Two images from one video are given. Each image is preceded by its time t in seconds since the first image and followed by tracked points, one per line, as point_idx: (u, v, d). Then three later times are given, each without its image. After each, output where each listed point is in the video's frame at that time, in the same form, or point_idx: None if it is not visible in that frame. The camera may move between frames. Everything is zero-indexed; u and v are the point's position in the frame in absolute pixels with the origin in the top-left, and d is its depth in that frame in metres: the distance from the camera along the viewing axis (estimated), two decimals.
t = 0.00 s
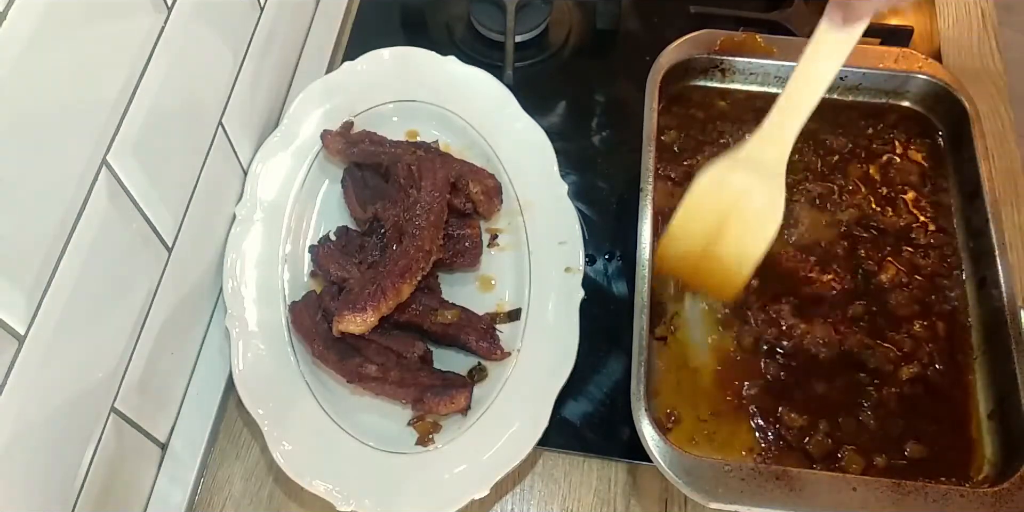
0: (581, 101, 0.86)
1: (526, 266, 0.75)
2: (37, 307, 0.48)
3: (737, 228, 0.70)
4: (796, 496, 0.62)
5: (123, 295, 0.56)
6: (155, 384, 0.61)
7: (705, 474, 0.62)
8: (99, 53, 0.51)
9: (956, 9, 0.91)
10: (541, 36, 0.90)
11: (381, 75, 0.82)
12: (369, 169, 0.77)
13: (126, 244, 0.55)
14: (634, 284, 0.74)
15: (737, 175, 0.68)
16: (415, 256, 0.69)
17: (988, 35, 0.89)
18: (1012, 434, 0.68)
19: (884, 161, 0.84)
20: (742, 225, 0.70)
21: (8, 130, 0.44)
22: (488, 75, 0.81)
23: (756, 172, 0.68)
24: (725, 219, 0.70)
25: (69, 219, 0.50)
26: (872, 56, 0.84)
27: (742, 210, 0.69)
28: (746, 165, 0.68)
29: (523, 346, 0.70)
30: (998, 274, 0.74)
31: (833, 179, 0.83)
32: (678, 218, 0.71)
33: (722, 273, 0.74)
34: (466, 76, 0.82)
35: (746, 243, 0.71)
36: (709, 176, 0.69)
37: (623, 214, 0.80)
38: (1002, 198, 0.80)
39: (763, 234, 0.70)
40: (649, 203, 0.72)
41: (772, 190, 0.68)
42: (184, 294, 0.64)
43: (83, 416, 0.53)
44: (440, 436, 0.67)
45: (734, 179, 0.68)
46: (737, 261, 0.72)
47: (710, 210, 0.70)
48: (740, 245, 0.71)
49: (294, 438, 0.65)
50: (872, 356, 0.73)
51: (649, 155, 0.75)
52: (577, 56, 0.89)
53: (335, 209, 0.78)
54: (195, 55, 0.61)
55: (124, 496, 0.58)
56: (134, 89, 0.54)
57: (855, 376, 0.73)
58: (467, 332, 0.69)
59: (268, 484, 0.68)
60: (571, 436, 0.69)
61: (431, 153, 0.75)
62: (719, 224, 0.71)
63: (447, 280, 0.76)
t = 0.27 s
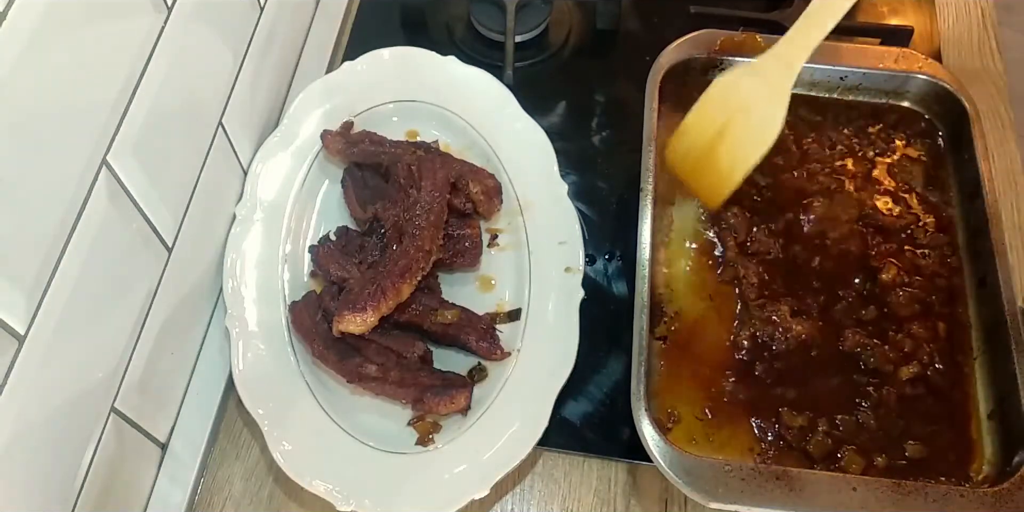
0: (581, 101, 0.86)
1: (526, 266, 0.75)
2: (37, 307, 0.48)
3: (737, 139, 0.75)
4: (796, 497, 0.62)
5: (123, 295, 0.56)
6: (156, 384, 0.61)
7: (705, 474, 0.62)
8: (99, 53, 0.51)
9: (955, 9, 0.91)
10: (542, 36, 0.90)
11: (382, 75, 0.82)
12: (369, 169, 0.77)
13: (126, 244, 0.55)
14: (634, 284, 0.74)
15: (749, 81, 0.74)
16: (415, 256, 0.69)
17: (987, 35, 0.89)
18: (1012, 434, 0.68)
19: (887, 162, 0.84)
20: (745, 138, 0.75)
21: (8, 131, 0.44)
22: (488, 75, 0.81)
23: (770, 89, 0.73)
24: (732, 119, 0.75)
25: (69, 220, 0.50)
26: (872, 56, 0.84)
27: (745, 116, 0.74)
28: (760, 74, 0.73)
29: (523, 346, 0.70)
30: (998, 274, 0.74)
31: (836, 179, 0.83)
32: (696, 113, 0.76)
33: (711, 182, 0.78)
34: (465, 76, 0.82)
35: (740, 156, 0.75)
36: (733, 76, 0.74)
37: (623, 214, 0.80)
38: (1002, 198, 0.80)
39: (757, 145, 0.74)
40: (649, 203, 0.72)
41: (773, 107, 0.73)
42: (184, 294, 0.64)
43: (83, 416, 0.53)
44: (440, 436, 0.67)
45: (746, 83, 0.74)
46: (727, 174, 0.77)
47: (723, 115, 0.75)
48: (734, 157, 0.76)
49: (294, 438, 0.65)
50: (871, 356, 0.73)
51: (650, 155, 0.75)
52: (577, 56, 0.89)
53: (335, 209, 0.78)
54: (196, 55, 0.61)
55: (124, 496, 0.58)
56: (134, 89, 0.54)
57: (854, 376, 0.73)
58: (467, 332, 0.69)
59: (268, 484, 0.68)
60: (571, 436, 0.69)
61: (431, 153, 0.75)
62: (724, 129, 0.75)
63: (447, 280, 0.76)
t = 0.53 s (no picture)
0: (581, 101, 0.86)
1: (526, 266, 0.75)
2: (37, 306, 0.48)
3: (735, 151, 0.75)
4: (796, 496, 0.62)
5: (123, 295, 0.56)
6: (156, 384, 0.61)
7: (705, 474, 0.63)
8: (98, 53, 0.51)
9: (955, 10, 0.91)
10: (542, 36, 0.90)
11: (382, 75, 0.82)
12: (369, 169, 0.77)
13: (126, 245, 0.55)
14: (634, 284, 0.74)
15: (746, 92, 0.73)
16: (415, 256, 0.69)
17: (987, 35, 0.89)
18: (1011, 434, 0.68)
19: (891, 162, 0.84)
20: (743, 148, 0.74)
21: (8, 130, 0.44)
22: (487, 75, 0.82)
23: (769, 97, 0.72)
24: (731, 132, 0.74)
25: (69, 220, 0.50)
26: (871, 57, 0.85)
27: (744, 131, 0.74)
28: (760, 83, 0.72)
29: (523, 346, 0.70)
30: (998, 274, 0.74)
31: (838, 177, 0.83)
32: (694, 121, 0.76)
33: (709, 195, 0.78)
34: (465, 76, 0.82)
35: (740, 172, 0.75)
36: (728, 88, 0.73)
37: (623, 214, 0.80)
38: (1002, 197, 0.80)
39: (757, 160, 0.74)
40: (649, 203, 0.72)
41: (773, 116, 0.72)
42: (184, 293, 0.64)
43: (83, 416, 0.53)
44: (440, 436, 0.67)
45: (743, 96, 0.73)
46: (726, 187, 0.76)
47: (721, 125, 0.75)
48: (733, 168, 0.75)
49: (294, 438, 0.65)
50: (872, 356, 0.73)
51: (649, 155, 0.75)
52: (577, 56, 0.89)
53: (335, 209, 0.78)
54: (196, 55, 0.61)
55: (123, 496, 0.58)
56: (134, 88, 0.54)
57: (854, 377, 0.73)
58: (467, 332, 0.69)
59: (268, 484, 0.68)
60: (571, 436, 0.68)
61: (431, 153, 0.75)
62: (723, 142, 0.75)
63: (447, 280, 0.76)
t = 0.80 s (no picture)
0: (581, 97, 0.86)
1: (527, 263, 0.74)
2: (37, 303, 0.47)
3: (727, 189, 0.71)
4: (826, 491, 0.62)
5: (123, 293, 0.55)
6: (156, 382, 0.61)
7: (732, 471, 0.62)
8: (98, 49, 0.50)
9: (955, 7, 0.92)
10: (542, 31, 0.90)
11: (382, 71, 0.81)
12: (369, 165, 0.77)
13: (126, 242, 0.55)
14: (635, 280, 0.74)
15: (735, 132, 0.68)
16: (415, 253, 0.69)
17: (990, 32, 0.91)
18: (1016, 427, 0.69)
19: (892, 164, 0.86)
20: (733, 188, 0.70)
21: (7, 127, 0.44)
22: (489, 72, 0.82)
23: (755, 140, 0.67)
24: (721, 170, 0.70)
25: (69, 217, 0.50)
26: (877, 48, 0.87)
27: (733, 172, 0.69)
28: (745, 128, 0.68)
29: (524, 343, 0.70)
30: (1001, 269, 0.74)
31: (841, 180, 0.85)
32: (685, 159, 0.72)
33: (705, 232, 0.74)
34: (465, 73, 0.81)
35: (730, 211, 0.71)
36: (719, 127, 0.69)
37: (623, 210, 0.80)
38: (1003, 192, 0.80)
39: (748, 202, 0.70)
40: (665, 200, 0.73)
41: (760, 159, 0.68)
42: (184, 291, 0.64)
43: (83, 415, 0.53)
44: (440, 433, 0.66)
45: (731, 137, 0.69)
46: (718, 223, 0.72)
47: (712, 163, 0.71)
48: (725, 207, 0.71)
49: (294, 435, 0.65)
50: (868, 354, 0.74)
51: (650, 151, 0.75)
52: (578, 52, 0.89)
53: (334, 206, 0.78)
54: (195, 51, 0.61)
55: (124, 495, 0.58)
56: (134, 85, 0.54)
57: (859, 374, 0.73)
58: (468, 329, 0.69)
59: (268, 482, 0.68)
60: (572, 433, 0.68)
61: (431, 149, 0.74)
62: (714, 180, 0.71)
63: (448, 276, 0.76)
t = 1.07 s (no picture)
0: (581, 97, 0.86)
1: (527, 263, 0.74)
2: (37, 303, 0.47)
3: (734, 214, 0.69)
4: (825, 490, 0.62)
5: (123, 293, 0.55)
6: (156, 383, 0.61)
7: (731, 470, 0.62)
8: (97, 49, 0.50)
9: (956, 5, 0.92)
10: (542, 31, 0.90)
11: (382, 71, 0.81)
12: (370, 166, 0.77)
13: (126, 243, 0.55)
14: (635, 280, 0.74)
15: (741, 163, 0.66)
16: (415, 253, 0.69)
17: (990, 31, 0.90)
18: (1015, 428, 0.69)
19: (892, 163, 0.86)
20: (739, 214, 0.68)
21: (7, 127, 0.44)
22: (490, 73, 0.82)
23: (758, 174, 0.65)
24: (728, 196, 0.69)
25: (69, 217, 0.50)
26: (880, 48, 0.86)
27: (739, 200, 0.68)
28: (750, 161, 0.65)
29: (524, 343, 0.70)
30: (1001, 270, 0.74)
31: (838, 181, 0.85)
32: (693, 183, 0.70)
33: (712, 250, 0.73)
34: (465, 73, 0.81)
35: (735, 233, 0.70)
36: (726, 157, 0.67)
37: (623, 210, 0.80)
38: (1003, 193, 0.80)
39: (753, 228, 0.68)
40: (665, 199, 0.73)
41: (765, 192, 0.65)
42: (184, 291, 0.64)
43: (83, 415, 0.53)
44: (440, 433, 0.66)
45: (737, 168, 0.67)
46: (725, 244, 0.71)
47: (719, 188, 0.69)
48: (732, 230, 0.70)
49: (294, 435, 0.65)
50: (867, 354, 0.74)
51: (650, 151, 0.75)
52: (578, 52, 0.89)
53: (334, 206, 0.78)
54: (195, 51, 0.61)
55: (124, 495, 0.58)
56: (134, 86, 0.54)
57: (858, 374, 0.73)
58: (468, 329, 0.69)
59: (268, 482, 0.68)
60: (572, 433, 0.68)
61: (431, 150, 0.74)
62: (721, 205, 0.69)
63: (448, 276, 0.76)
